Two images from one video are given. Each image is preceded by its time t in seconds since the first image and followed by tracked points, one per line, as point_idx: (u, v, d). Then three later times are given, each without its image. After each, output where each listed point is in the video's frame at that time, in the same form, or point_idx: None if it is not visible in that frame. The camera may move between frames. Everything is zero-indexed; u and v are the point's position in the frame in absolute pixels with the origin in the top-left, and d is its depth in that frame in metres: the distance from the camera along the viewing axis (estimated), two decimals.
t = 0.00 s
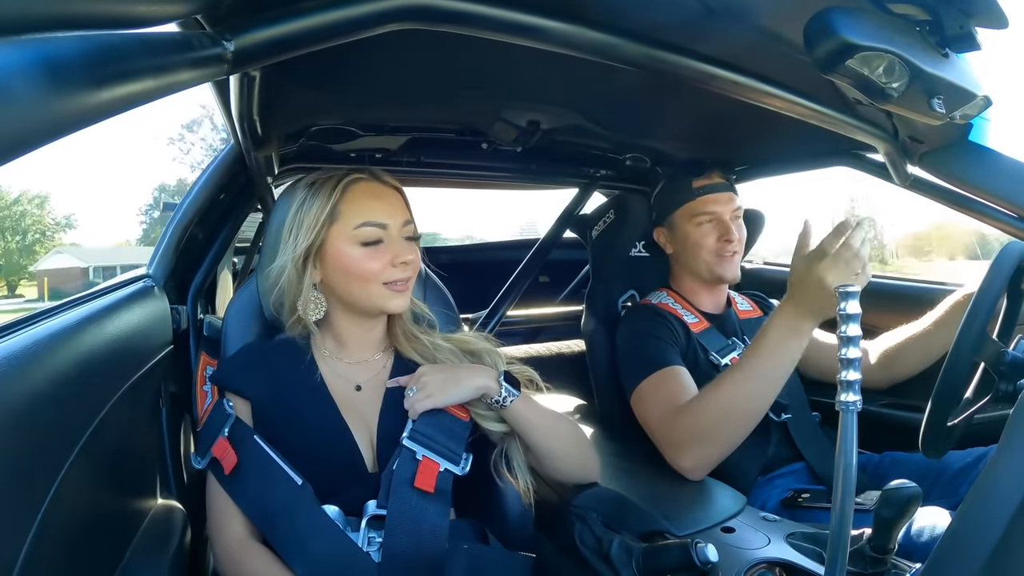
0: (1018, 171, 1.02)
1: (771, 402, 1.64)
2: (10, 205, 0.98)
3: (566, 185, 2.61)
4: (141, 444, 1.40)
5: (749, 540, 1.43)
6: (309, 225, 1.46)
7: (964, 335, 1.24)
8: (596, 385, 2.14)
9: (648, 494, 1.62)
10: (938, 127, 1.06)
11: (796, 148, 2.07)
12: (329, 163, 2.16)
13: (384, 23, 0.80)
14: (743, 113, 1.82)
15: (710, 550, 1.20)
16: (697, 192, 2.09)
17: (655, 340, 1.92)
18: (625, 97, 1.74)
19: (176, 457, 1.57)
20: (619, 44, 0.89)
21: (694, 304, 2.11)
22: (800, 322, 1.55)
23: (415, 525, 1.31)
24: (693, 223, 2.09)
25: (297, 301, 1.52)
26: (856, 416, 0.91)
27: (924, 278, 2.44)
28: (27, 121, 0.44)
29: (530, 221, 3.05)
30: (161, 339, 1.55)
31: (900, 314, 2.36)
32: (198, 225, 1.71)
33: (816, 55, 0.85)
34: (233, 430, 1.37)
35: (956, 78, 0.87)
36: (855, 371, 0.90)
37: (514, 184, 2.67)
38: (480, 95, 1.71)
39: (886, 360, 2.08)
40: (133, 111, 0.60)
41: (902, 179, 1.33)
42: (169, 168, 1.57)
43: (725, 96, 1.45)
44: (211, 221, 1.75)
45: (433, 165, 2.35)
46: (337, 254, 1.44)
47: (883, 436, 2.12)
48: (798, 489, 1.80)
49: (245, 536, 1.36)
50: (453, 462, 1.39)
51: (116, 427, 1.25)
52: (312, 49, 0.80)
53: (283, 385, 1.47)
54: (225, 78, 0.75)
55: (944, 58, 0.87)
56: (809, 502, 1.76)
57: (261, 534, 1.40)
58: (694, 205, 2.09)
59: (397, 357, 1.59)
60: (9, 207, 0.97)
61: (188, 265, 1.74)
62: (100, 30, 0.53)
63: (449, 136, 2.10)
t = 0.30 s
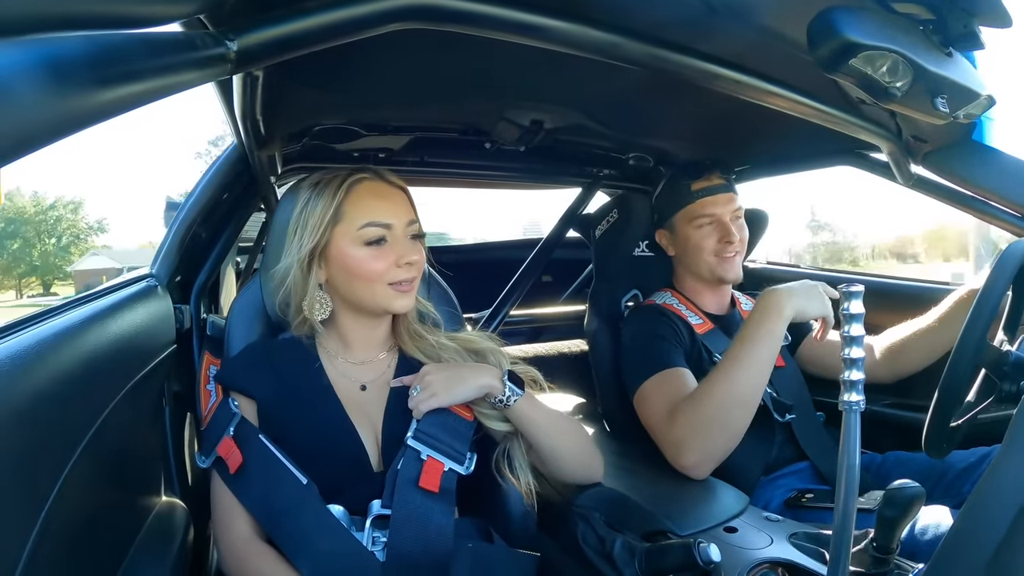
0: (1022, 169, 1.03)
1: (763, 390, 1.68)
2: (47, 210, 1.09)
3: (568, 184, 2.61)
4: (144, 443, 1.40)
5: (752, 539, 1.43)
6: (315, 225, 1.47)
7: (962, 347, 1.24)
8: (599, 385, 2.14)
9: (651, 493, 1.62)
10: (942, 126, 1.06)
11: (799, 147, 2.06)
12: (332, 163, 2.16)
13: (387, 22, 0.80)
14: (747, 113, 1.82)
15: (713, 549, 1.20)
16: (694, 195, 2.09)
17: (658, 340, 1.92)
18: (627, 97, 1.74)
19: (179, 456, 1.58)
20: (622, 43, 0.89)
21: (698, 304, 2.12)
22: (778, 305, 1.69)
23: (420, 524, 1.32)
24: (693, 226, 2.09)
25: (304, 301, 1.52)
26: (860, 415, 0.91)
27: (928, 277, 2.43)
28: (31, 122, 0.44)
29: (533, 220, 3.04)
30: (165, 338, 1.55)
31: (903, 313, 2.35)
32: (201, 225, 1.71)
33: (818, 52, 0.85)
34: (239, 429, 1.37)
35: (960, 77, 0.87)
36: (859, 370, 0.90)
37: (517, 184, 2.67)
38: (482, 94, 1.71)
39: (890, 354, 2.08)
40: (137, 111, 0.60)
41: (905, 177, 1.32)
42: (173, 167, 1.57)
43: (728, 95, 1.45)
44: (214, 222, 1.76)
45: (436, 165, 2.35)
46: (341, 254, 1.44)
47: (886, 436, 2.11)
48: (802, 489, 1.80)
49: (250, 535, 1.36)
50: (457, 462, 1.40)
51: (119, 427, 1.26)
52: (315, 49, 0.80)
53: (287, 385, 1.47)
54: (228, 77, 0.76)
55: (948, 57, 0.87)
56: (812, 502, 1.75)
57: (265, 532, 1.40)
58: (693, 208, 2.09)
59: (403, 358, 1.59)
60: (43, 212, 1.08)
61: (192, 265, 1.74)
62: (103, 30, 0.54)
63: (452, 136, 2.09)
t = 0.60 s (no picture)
0: None
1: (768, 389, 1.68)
2: (79, 214, 1.20)
3: (573, 183, 2.61)
4: (150, 442, 1.41)
5: (757, 538, 1.43)
6: (322, 226, 1.47)
7: (964, 352, 1.25)
8: (604, 383, 2.15)
9: (657, 492, 1.62)
10: (947, 123, 1.06)
11: (805, 145, 2.06)
12: (337, 162, 2.17)
13: (391, 22, 0.80)
14: (752, 111, 1.82)
15: (718, 548, 1.20)
16: (698, 191, 2.09)
17: (664, 338, 1.91)
18: (631, 95, 1.73)
19: (185, 455, 1.58)
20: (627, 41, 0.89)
21: (704, 302, 2.12)
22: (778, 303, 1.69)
23: (425, 523, 1.32)
24: (697, 223, 2.09)
25: (311, 301, 1.52)
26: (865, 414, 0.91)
27: (934, 276, 2.42)
28: (36, 123, 0.44)
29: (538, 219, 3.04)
30: (171, 338, 1.56)
31: (909, 311, 2.34)
32: (206, 225, 1.72)
33: (823, 51, 0.86)
34: (245, 428, 1.38)
35: (966, 74, 0.86)
36: (864, 368, 0.90)
37: (521, 183, 2.67)
38: (486, 93, 1.71)
39: (897, 349, 2.07)
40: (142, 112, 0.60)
41: (911, 175, 1.30)
42: (179, 168, 1.58)
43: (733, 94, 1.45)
44: (219, 222, 1.76)
45: (441, 164, 2.36)
46: (349, 254, 1.45)
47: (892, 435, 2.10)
48: (807, 488, 1.80)
49: (256, 534, 1.37)
50: (463, 462, 1.39)
51: (125, 426, 1.26)
52: (320, 48, 0.80)
53: (293, 385, 1.47)
54: (233, 78, 0.76)
55: (953, 54, 0.86)
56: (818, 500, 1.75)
57: (271, 531, 1.41)
58: (696, 205, 2.09)
59: (409, 357, 1.59)
60: (73, 215, 1.18)
61: (199, 264, 1.75)
62: (109, 31, 0.54)
63: (457, 135, 2.09)
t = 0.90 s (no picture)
0: None
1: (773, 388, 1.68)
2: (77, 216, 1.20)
3: (576, 184, 2.61)
4: (155, 445, 1.41)
5: (762, 539, 1.42)
6: (324, 229, 1.47)
7: (970, 351, 1.24)
8: (608, 383, 2.15)
9: (662, 493, 1.62)
10: (950, 121, 1.05)
11: (808, 144, 2.05)
12: (340, 164, 2.17)
13: (394, 23, 0.80)
14: (754, 110, 1.81)
15: (724, 548, 1.20)
16: (675, 193, 2.10)
17: (669, 339, 1.91)
18: (633, 95, 1.73)
19: (190, 457, 1.59)
20: (629, 41, 0.89)
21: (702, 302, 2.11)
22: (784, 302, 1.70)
23: (429, 524, 1.32)
24: (677, 226, 2.11)
25: (313, 304, 1.53)
26: (870, 414, 0.90)
27: (939, 274, 2.41)
28: (39, 126, 0.44)
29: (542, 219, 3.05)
30: (176, 342, 1.57)
31: (916, 310, 2.33)
32: (210, 227, 1.72)
33: (825, 49, 0.85)
34: (250, 430, 1.38)
35: (969, 73, 0.86)
36: (868, 368, 0.89)
37: (524, 184, 2.67)
38: (488, 94, 1.71)
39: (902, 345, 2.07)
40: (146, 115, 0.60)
41: (915, 174, 1.29)
42: (181, 171, 1.58)
43: (735, 93, 1.45)
44: (224, 224, 1.76)
45: (445, 166, 2.36)
46: (349, 257, 1.45)
47: (898, 434, 2.10)
48: (812, 488, 1.80)
49: (261, 537, 1.37)
50: (468, 463, 1.40)
51: (129, 429, 1.26)
52: (324, 51, 0.80)
53: (297, 387, 1.48)
54: (236, 80, 0.77)
55: (956, 52, 0.85)
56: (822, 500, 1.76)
57: (276, 533, 1.41)
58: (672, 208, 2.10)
59: (412, 360, 1.59)
60: (105, 222, 1.34)
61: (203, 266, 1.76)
62: (112, 34, 0.54)
63: (459, 136, 2.09)
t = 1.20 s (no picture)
0: None
1: (775, 390, 1.68)
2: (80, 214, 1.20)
3: (578, 185, 2.61)
4: (156, 446, 1.41)
5: (764, 541, 1.42)
6: (326, 231, 1.47)
7: (971, 355, 1.25)
8: (609, 385, 2.15)
9: (663, 494, 1.62)
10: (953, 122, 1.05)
11: (811, 146, 2.05)
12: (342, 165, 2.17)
13: (396, 25, 0.80)
14: (757, 112, 1.81)
15: (725, 550, 1.19)
16: (678, 198, 2.08)
17: (671, 340, 1.91)
18: (636, 97, 1.73)
19: (192, 458, 1.59)
20: (631, 43, 0.89)
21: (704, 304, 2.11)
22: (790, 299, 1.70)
23: (431, 525, 1.32)
24: (679, 230, 2.09)
25: (315, 306, 1.53)
26: (871, 414, 0.90)
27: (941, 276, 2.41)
28: (42, 127, 0.45)
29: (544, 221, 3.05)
30: (177, 342, 1.57)
31: (918, 312, 2.33)
32: (212, 229, 1.73)
33: (828, 51, 0.85)
34: (251, 431, 1.38)
35: (971, 74, 0.86)
36: (869, 369, 0.89)
37: (526, 185, 2.67)
38: (491, 96, 1.71)
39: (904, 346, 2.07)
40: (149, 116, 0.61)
41: (918, 176, 1.29)
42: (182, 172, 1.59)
43: (736, 94, 1.44)
44: (227, 225, 1.77)
45: (447, 167, 2.36)
46: (351, 259, 1.45)
47: (900, 436, 2.09)
48: (815, 490, 1.80)
49: (263, 538, 1.37)
50: (469, 463, 1.39)
51: (131, 429, 1.26)
52: (325, 52, 0.80)
53: (298, 388, 1.48)
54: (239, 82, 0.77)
55: (957, 54, 0.86)
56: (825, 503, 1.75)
57: (278, 534, 1.41)
58: (676, 211, 2.09)
59: (414, 361, 1.59)
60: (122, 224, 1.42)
61: (205, 267, 1.76)
62: (116, 36, 0.55)
63: (462, 137, 2.09)
